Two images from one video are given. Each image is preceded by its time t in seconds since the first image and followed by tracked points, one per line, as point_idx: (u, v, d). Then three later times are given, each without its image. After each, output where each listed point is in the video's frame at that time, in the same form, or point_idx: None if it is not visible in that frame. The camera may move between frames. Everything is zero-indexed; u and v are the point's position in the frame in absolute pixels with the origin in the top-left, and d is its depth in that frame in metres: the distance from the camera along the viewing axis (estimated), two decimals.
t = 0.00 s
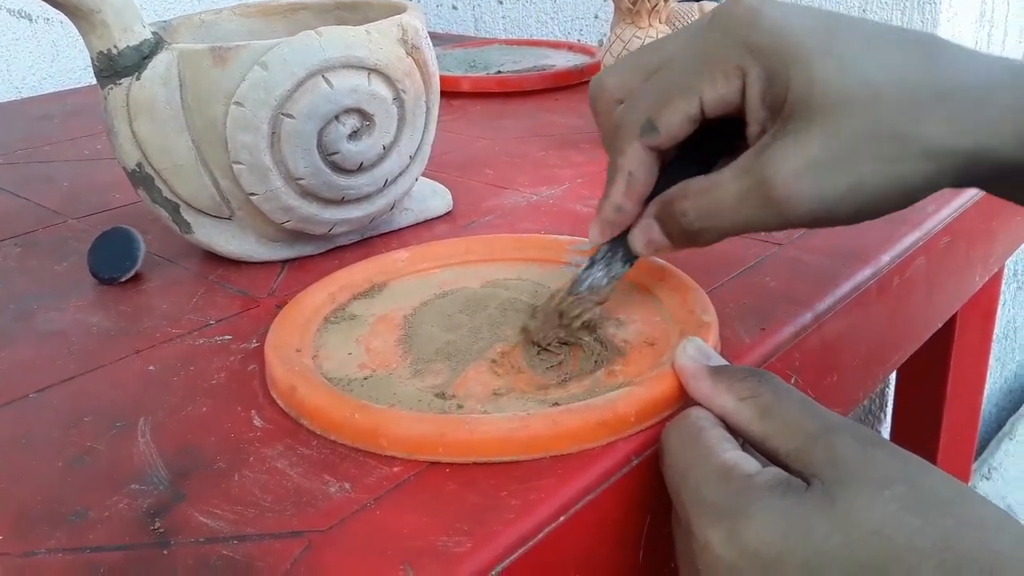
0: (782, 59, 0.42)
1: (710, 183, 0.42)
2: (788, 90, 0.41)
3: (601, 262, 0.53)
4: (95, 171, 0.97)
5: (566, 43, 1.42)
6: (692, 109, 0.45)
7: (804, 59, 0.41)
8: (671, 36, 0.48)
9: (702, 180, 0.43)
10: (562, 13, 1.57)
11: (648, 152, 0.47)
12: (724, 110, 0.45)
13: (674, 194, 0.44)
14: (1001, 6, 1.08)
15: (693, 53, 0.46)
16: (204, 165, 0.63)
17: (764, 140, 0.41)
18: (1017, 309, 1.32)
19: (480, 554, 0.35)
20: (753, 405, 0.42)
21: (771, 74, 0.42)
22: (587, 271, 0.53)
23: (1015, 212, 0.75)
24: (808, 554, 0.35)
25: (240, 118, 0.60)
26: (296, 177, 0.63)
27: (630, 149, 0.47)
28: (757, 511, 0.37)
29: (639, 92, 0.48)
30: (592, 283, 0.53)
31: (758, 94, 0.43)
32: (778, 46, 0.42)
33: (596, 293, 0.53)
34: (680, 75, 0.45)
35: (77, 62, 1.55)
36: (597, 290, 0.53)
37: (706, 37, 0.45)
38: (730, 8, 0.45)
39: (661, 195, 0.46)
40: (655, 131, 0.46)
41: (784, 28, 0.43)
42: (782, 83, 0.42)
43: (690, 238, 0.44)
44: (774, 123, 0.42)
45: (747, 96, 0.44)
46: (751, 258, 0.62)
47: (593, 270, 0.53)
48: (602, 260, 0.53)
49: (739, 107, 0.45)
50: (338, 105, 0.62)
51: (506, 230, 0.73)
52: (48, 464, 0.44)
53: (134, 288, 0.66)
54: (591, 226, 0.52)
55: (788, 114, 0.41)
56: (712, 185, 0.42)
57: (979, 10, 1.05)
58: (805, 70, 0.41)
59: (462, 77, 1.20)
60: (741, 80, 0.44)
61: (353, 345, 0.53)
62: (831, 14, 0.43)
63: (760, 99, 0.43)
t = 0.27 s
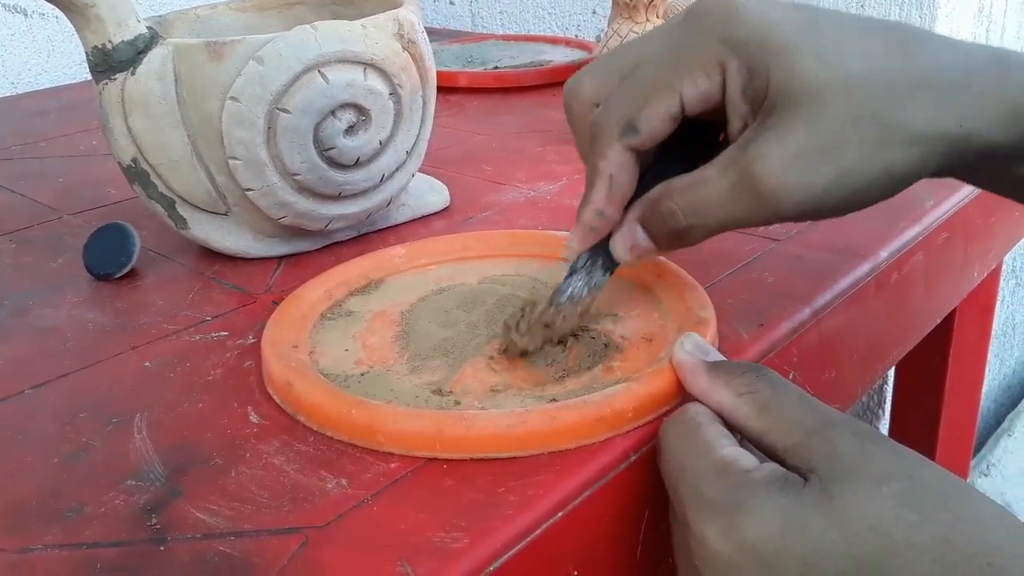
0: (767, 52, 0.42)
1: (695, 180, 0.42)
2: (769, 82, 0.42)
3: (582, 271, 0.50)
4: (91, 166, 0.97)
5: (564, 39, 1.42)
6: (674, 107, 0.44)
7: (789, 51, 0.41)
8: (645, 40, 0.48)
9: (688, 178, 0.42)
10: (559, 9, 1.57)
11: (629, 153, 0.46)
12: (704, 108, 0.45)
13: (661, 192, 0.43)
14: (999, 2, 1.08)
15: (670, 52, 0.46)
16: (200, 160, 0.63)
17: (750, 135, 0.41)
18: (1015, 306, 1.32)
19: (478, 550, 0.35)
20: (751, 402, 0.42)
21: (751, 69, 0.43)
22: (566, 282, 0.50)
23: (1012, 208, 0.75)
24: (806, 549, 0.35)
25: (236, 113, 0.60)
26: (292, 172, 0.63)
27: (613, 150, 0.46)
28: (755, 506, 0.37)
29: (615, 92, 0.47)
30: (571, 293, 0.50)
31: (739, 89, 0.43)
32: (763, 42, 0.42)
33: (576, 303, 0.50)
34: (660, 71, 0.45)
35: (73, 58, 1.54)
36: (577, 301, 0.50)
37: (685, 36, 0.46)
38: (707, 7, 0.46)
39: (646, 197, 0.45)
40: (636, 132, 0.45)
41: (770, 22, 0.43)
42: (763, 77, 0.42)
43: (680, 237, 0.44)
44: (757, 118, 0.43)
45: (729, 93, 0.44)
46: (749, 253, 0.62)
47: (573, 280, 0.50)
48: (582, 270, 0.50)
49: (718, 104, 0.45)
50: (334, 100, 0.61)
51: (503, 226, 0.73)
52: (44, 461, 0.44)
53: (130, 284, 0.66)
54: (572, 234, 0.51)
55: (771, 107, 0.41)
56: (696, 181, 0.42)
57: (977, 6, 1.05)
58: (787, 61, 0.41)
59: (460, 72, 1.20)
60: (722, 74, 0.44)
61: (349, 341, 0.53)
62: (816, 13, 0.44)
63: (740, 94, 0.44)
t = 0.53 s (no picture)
0: (772, 56, 0.43)
1: (709, 181, 0.43)
2: (783, 84, 0.42)
3: (591, 275, 0.53)
4: (90, 162, 0.97)
5: (564, 35, 1.42)
6: (683, 110, 0.45)
7: (795, 52, 0.42)
8: (654, 45, 0.49)
9: (701, 179, 0.44)
10: (559, 5, 1.56)
11: (636, 156, 0.47)
12: (714, 111, 0.46)
13: (676, 193, 0.45)
14: None
15: (678, 57, 0.47)
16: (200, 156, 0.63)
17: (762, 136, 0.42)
18: (1014, 302, 1.32)
19: (477, 545, 0.35)
20: (751, 397, 0.42)
21: (761, 72, 0.44)
22: (574, 287, 0.53)
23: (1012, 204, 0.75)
24: (806, 544, 0.35)
25: (235, 108, 0.60)
26: (292, 167, 0.63)
27: (622, 153, 0.47)
28: (755, 502, 0.37)
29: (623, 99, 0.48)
30: (579, 298, 0.53)
31: (750, 92, 0.44)
32: (771, 44, 0.43)
33: (583, 308, 0.52)
34: (669, 74, 0.46)
35: (71, 53, 1.54)
36: (586, 306, 0.53)
37: (692, 41, 0.47)
38: (717, 11, 0.47)
39: (660, 201, 0.47)
40: (646, 135, 0.46)
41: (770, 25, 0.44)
42: (775, 79, 0.43)
43: (699, 233, 0.45)
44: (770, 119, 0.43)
45: (741, 96, 0.45)
46: (749, 249, 0.62)
47: (581, 285, 0.53)
48: (590, 275, 0.53)
49: (728, 109, 0.46)
50: (333, 94, 0.61)
51: (503, 221, 0.72)
52: (42, 456, 0.44)
53: (129, 279, 0.66)
54: (582, 237, 0.52)
55: (784, 108, 0.42)
56: (712, 182, 0.43)
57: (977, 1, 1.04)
58: (793, 63, 0.42)
59: (459, 68, 1.20)
60: (732, 79, 0.45)
61: (349, 336, 0.53)
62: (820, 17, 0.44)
63: (752, 97, 0.44)
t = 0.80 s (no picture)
0: (787, 77, 0.44)
1: (720, 200, 0.43)
2: (795, 106, 0.43)
3: (598, 284, 0.53)
4: (86, 153, 0.96)
5: (562, 30, 1.42)
6: (696, 125, 0.47)
7: (810, 74, 0.43)
8: (669, 63, 0.50)
9: (713, 196, 0.44)
10: None
11: (647, 166, 0.48)
12: (726, 129, 0.47)
13: (687, 210, 0.45)
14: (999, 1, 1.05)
15: (695, 75, 0.48)
16: (197, 148, 0.62)
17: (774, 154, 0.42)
18: (1010, 301, 1.33)
19: (473, 537, 0.35)
20: (747, 392, 0.42)
21: (776, 94, 0.44)
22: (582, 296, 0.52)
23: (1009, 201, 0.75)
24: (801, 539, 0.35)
25: (233, 99, 0.60)
26: (289, 160, 0.62)
27: (631, 165, 0.48)
28: (750, 496, 0.37)
29: (632, 112, 0.49)
30: (586, 305, 0.52)
31: (763, 113, 0.45)
32: (789, 66, 0.44)
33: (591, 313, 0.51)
34: (684, 90, 0.47)
35: (68, 45, 1.54)
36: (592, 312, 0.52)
37: (708, 61, 0.48)
38: (735, 36, 0.47)
39: (669, 217, 0.47)
40: (657, 147, 0.48)
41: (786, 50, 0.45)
42: (789, 100, 0.43)
43: (703, 251, 0.45)
44: (784, 139, 0.44)
45: (755, 115, 0.45)
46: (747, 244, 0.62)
47: (589, 294, 0.52)
48: (598, 284, 0.53)
49: (741, 128, 0.47)
50: (331, 87, 0.61)
51: (500, 215, 0.72)
52: (38, 446, 0.43)
53: (125, 271, 0.65)
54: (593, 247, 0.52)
55: (798, 125, 0.42)
56: (723, 200, 0.43)
57: None
58: (809, 85, 0.42)
59: (456, 62, 1.19)
60: (746, 99, 0.46)
61: (346, 329, 0.53)
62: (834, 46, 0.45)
63: (765, 117, 0.45)
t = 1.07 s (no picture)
0: (790, 92, 0.42)
1: (718, 196, 0.43)
2: (796, 117, 0.42)
3: (590, 272, 0.54)
4: (87, 152, 0.96)
5: (562, 28, 1.42)
6: (694, 133, 0.45)
7: (815, 89, 0.41)
8: (670, 60, 0.47)
9: (711, 193, 0.43)
10: None
11: (642, 166, 0.47)
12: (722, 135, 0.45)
13: (681, 203, 0.45)
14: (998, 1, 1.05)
15: (693, 83, 0.45)
16: (197, 146, 0.62)
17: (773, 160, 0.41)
18: (1009, 300, 1.33)
19: (474, 536, 0.35)
20: (748, 391, 0.42)
21: (778, 106, 0.42)
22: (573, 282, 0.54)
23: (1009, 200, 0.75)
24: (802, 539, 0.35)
25: (233, 98, 0.60)
26: (289, 158, 0.62)
27: (630, 167, 0.46)
28: (750, 496, 0.37)
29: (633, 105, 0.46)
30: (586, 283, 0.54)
31: (762, 124, 0.44)
32: (791, 82, 0.42)
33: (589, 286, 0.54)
34: (686, 96, 0.45)
35: (68, 43, 1.53)
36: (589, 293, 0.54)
37: (707, 67, 0.45)
38: (734, 43, 0.45)
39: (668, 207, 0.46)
40: (656, 149, 0.46)
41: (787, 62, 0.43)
42: (790, 112, 0.42)
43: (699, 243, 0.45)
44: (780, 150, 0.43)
45: (753, 125, 0.44)
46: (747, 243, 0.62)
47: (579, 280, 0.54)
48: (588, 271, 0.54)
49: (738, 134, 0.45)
50: (331, 86, 0.61)
51: (501, 214, 0.72)
52: (39, 445, 0.43)
53: (125, 270, 0.65)
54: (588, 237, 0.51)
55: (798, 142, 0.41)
56: (720, 198, 0.43)
57: None
58: (812, 100, 0.41)
59: (456, 61, 1.19)
60: (745, 111, 0.44)
61: (346, 327, 0.53)
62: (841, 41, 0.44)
63: (764, 127, 0.44)
